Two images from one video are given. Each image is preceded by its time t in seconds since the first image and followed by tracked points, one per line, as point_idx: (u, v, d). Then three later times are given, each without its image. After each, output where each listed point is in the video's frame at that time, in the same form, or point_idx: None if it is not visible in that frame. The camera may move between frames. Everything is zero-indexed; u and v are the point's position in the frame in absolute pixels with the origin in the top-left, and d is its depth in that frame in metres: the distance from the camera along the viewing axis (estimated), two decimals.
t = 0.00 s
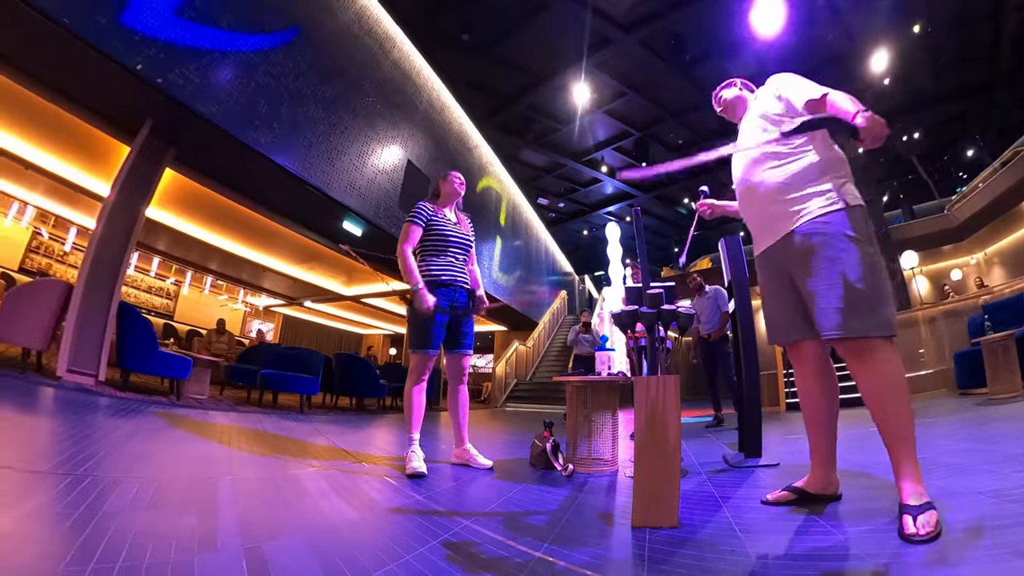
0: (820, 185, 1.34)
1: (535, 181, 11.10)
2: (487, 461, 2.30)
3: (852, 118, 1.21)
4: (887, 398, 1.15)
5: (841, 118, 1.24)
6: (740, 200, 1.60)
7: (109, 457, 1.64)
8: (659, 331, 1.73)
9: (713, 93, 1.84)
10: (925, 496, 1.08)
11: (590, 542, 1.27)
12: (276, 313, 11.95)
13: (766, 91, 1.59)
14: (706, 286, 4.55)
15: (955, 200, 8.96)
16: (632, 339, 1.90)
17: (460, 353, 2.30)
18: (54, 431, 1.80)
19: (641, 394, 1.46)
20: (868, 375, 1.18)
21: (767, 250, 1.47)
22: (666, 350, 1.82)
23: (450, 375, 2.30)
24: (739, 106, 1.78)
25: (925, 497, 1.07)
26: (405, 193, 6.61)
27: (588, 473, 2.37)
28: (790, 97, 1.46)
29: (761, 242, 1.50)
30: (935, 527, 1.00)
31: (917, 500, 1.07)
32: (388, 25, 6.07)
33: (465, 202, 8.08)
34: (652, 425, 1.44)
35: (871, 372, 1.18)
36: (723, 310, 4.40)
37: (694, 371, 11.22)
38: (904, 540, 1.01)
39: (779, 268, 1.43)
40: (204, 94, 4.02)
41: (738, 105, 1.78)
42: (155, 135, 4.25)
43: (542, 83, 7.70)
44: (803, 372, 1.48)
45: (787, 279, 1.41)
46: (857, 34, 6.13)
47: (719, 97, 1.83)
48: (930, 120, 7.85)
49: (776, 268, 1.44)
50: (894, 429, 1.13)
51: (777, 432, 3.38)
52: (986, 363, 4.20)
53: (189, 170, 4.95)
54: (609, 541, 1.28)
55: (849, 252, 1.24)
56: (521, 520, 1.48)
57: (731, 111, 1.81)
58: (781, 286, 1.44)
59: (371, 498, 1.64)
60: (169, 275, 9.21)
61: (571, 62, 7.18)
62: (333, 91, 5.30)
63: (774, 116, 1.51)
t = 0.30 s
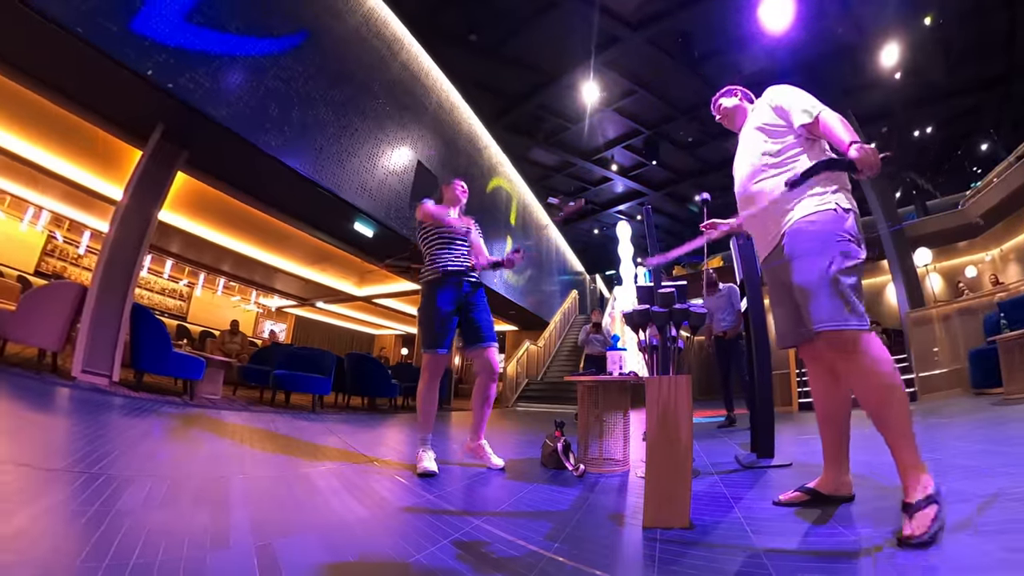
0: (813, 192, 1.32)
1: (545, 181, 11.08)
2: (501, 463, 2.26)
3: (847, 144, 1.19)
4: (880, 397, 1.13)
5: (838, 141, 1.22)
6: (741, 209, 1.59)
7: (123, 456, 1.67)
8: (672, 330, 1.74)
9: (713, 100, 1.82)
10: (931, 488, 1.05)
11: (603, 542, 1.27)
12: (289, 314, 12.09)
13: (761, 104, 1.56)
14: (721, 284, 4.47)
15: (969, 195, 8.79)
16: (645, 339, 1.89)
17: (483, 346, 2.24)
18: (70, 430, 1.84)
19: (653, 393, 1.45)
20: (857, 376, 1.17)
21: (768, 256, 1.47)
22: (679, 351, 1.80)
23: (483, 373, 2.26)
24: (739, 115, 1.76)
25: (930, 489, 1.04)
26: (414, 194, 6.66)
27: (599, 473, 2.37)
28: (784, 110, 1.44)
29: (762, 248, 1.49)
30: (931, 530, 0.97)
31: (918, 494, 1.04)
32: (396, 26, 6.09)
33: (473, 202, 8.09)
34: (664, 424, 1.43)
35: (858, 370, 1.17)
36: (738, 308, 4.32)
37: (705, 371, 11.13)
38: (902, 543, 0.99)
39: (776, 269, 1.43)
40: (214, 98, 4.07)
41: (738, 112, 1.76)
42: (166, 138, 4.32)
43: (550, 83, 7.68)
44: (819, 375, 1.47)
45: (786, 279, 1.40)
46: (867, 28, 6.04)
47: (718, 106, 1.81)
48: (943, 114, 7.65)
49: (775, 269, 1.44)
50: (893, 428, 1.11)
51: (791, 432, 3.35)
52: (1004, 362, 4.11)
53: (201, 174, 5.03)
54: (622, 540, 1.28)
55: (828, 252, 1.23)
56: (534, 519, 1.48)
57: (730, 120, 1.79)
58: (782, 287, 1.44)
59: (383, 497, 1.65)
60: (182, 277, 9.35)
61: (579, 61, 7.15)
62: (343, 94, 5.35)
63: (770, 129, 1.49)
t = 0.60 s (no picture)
0: (822, 189, 1.30)
1: (555, 180, 11.05)
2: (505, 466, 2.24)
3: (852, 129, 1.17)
4: (889, 398, 1.11)
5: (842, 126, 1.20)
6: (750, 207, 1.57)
7: (137, 455, 1.70)
8: (685, 330, 1.72)
9: (719, 98, 1.81)
10: (920, 513, 1.04)
11: (614, 542, 1.27)
12: (302, 315, 12.22)
13: (764, 100, 1.54)
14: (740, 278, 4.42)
15: (985, 190, 8.59)
16: (659, 338, 1.88)
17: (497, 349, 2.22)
18: (86, 429, 1.87)
19: (665, 392, 1.44)
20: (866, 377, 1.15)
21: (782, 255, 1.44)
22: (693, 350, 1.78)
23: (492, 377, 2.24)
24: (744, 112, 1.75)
25: (919, 514, 1.03)
26: (424, 194, 6.71)
27: (612, 473, 2.36)
28: (790, 104, 1.42)
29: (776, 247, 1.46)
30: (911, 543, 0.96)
31: (908, 514, 1.03)
32: (405, 28, 6.11)
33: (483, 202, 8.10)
34: (676, 424, 1.42)
35: (867, 371, 1.15)
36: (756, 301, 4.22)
37: (718, 370, 11.03)
38: (875, 552, 0.99)
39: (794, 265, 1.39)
40: (225, 102, 4.13)
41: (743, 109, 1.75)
42: (178, 143, 4.39)
43: (560, 82, 7.66)
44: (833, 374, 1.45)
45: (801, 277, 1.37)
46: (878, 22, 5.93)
47: (725, 102, 1.80)
48: (956, 106, 7.39)
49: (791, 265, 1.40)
50: (897, 430, 1.09)
51: (806, 432, 3.30)
52: None
53: (214, 177, 5.10)
54: (634, 541, 1.27)
55: (844, 253, 1.21)
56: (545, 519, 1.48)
57: (736, 117, 1.78)
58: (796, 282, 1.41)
59: (394, 496, 1.67)
60: (196, 279, 9.49)
61: (587, 59, 7.11)
62: (353, 96, 5.40)
63: (775, 124, 1.48)
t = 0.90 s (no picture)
0: (845, 177, 1.28)
1: (566, 179, 11.01)
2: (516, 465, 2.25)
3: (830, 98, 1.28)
4: (915, 398, 1.08)
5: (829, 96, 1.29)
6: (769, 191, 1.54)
7: (151, 454, 1.73)
8: (698, 328, 1.71)
9: (739, 73, 1.76)
10: (948, 515, 1.02)
11: (628, 543, 1.26)
12: (315, 315, 12.37)
13: (787, 75, 1.52)
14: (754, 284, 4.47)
15: (1003, 184, 8.37)
16: (672, 337, 1.87)
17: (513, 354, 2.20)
18: (103, 429, 1.91)
19: (679, 392, 1.44)
20: (894, 374, 1.12)
21: (801, 243, 1.41)
22: (707, 349, 1.77)
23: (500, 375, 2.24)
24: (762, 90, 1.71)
25: (948, 517, 1.01)
26: (435, 195, 6.74)
27: (624, 474, 2.35)
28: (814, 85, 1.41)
29: (794, 236, 1.43)
30: (938, 547, 0.94)
31: (935, 517, 1.01)
32: (414, 30, 6.14)
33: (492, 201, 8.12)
34: (690, 424, 1.41)
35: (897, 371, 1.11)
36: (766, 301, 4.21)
37: (732, 369, 10.91)
38: (901, 557, 0.96)
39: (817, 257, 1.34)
40: (237, 106, 4.19)
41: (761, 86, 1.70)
42: (191, 148, 4.47)
43: (570, 81, 7.63)
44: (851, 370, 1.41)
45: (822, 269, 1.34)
46: (891, 14, 5.81)
47: (745, 78, 1.75)
48: (971, 100, 7.36)
49: (815, 258, 1.35)
50: (922, 429, 1.07)
51: (823, 432, 3.25)
52: None
53: (227, 181, 5.18)
54: (647, 542, 1.26)
55: (875, 246, 1.17)
56: (557, 519, 1.48)
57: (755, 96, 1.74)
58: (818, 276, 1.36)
59: (407, 495, 1.68)
60: (210, 281, 9.65)
61: (596, 57, 7.07)
62: (364, 99, 5.45)
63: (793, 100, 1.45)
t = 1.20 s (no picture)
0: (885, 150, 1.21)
1: (578, 178, 10.94)
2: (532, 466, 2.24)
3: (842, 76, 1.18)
4: (943, 398, 1.05)
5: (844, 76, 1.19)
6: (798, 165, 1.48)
7: (167, 453, 1.76)
8: (712, 327, 1.70)
9: (763, 42, 1.73)
10: (966, 520, 0.98)
11: (641, 544, 1.25)
12: (330, 316, 12.53)
13: (814, 47, 1.48)
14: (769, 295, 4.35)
15: None
16: (686, 336, 1.86)
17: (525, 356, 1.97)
18: (122, 428, 1.96)
19: (693, 392, 1.42)
20: (929, 373, 1.08)
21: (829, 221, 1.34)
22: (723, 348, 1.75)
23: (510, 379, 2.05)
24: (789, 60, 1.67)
25: (967, 522, 0.98)
26: (448, 196, 6.78)
27: (639, 474, 2.34)
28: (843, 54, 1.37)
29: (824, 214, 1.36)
30: (957, 549, 0.91)
31: (953, 521, 0.98)
32: (422, 32, 6.18)
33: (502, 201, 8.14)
34: (705, 425, 1.40)
35: (930, 366, 1.08)
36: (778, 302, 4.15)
37: (748, 368, 10.74)
38: (919, 560, 0.93)
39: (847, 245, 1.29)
40: (250, 111, 4.26)
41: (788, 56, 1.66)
42: (205, 152, 4.57)
43: (582, 80, 7.54)
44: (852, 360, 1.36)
45: (851, 260, 1.29)
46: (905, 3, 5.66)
47: (769, 48, 1.71)
48: (989, 91, 7.08)
49: (843, 246, 1.30)
50: (945, 430, 1.04)
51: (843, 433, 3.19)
52: None
53: (242, 184, 5.27)
54: (657, 544, 1.25)
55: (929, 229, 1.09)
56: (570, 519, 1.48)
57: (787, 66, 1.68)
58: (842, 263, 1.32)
59: (420, 494, 1.70)
60: (225, 283, 9.82)
61: (606, 56, 7.00)
62: (376, 101, 5.51)
63: (818, 71, 1.41)
